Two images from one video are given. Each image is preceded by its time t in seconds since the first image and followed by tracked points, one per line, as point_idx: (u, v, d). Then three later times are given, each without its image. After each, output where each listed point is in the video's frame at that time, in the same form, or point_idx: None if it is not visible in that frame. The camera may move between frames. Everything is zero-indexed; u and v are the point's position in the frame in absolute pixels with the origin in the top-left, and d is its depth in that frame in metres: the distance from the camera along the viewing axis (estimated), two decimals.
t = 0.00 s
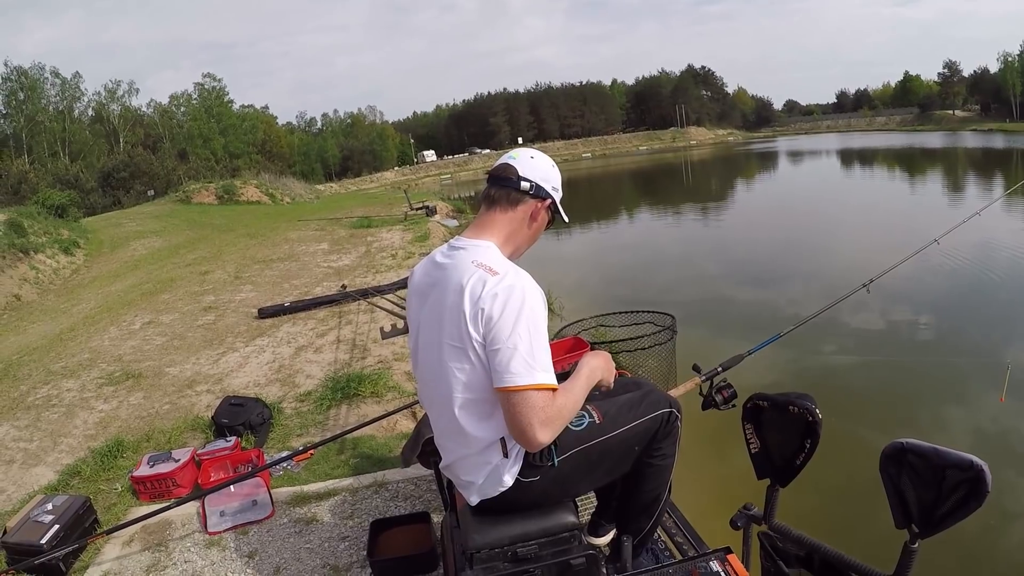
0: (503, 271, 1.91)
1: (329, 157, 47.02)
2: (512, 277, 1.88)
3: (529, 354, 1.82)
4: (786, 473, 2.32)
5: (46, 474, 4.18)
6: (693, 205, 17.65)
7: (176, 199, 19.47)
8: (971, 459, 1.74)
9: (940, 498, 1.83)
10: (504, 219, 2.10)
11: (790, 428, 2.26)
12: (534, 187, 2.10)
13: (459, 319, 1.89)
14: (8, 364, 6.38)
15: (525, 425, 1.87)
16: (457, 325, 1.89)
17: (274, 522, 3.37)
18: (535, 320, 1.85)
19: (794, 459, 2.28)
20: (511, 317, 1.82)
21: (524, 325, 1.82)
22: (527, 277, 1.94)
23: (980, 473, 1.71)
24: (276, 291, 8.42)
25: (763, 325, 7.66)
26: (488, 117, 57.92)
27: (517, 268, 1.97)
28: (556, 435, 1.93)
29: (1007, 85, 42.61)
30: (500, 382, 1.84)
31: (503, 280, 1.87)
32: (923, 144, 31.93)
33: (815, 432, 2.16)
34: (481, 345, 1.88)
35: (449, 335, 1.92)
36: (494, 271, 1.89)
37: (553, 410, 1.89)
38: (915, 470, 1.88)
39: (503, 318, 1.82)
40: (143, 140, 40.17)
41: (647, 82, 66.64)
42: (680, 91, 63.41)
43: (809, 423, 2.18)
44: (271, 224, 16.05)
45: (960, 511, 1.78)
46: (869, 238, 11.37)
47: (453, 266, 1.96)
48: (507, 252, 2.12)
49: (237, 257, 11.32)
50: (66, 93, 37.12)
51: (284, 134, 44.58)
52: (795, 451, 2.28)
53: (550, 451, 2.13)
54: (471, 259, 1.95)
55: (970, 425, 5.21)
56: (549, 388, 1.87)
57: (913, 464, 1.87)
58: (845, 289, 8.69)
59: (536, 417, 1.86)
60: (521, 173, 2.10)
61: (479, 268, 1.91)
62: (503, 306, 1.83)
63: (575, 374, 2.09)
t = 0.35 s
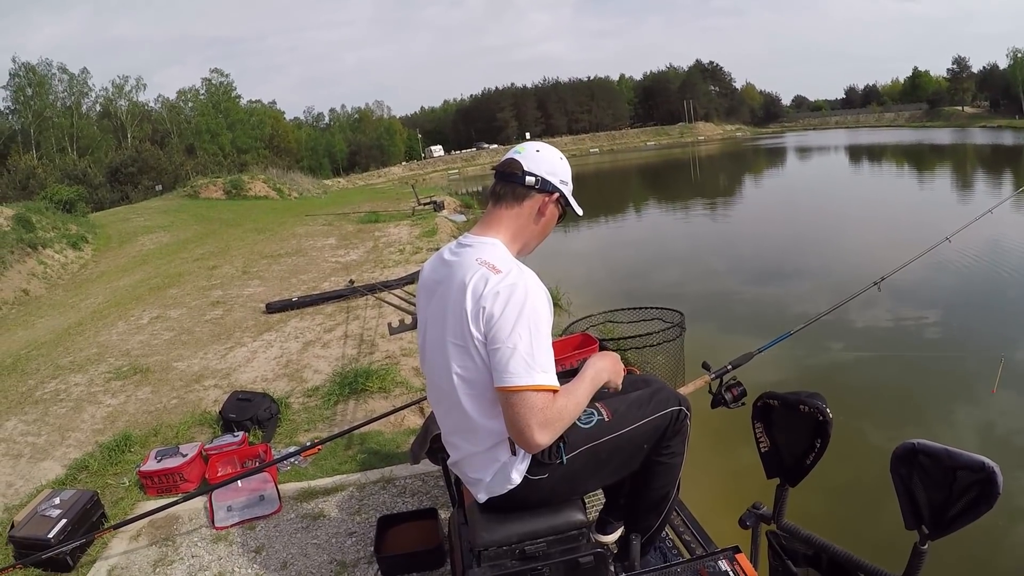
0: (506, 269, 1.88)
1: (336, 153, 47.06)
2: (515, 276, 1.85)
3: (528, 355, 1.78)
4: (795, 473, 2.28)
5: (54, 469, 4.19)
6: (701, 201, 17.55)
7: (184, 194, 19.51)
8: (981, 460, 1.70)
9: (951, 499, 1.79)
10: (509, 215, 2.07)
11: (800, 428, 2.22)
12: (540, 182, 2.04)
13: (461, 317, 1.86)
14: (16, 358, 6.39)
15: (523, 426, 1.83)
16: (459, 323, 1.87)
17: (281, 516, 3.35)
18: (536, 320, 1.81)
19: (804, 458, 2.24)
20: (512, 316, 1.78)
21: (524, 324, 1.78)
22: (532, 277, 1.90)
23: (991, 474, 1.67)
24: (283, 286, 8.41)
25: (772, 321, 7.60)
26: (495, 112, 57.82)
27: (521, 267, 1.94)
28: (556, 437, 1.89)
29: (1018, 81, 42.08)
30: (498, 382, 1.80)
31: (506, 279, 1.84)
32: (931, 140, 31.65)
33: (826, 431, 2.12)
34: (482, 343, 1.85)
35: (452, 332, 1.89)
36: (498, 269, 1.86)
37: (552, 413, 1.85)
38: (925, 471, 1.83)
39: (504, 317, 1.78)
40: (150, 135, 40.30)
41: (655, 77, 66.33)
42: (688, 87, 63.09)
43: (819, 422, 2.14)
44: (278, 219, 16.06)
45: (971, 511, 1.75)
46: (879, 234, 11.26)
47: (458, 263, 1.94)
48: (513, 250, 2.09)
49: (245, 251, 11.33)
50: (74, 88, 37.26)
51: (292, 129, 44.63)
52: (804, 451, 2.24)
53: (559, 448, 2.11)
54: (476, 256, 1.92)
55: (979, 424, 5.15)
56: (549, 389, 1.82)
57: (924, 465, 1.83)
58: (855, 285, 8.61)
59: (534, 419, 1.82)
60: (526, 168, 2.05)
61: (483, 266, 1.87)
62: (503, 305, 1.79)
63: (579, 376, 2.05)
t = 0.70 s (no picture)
0: (522, 279, 1.85)
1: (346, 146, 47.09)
2: (533, 288, 1.83)
3: (554, 367, 1.78)
4: (801, 481, 2.23)
5: (58, 456, 4.19)
6: (711, 203, 17.47)
7: (194, 184, 19.56)
8: (987, 471, 1.65)
9: (957, 509, 1.74)
10: (519, 218, 2.04)
11: (807, 435, 2.18)
12: (549, 184, 2.01)
13: (479, 328, 1.83)
14: (23, 343, 6.41)
15: (553, 437, 1.84)
16: (478, 334, 1.84)
17: (285, 511, 3.33)
18: (557, 331, 1.80)
19: (810, 465, 2.19)
20: (535, 329, 1.77)
21: (549, 337, 1.78)
22: (547, 285, 1.88)
23: (997, 485, 1.62)
24: (292, 278, 8.40)
25: (780, 326, 7.54)
26: (506, 110, 57.76)
27: (536, 276, 1.92)
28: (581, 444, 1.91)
29: None
30: (523, 393, 1.80)
31: (524, 290, 1.81)
32: (944, 147, 31.32)
33: (833, 439, 2.08)
34: (502, 355, 1.83)
35: (469, 343, 1.86)
36: (514, 279, 1.83)
37: (580, 421, 1.86)
38: (931, 481, 1.79)
39: (526, 330, 1.77)
40: (162, 124, 40.47)
41: (667, 78, 66.11)
42: (700, 89, 62.86)
43: (827, 430, 2.10)
44: (288, 211, 16.08)
45: (977, 522, 1.70)
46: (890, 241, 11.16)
47: (471, 270, 1.89)
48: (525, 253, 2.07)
49: (254, 243, 11.35)
50: (87, 74, 37.40)
51: (303, 121, 44.70)
52: (811, 458, 2.20)
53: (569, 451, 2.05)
54: (489, 264, 1.88)
55: (984, 434, 5.08)
56: (574, 398, 1.83)
57: (930, 475, 1.78)
58: (865, 292, 8.52)
59: (566, 427, 1.83)
60: (536, 170, 2.03)
61: (499, 275, 1.84)
62: (526, 317, 1.77)
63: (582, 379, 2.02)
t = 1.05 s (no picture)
0: (510, 286, 1.84)
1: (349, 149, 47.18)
2: (521, 293, 1.82)
3: (554, 369, 1.79)
4: (802, 486, 2.21)
5: (60, 462, 4.19)
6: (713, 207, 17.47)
7: (197, 188, 19.61)
8: (987, 475, 1.64)
9: (957, 513, 1.72)
10: (499, 227, 2.07)
11: (807, 440, 2.16)
12: (513, 184, 2.02)
13: (473, 339, 1.84)
14: (25, 349, 6.42)
15: (564, 437, 1.86)
16: (471, 344, 1.84)
17: (288, 517, 3.33)
18: (551, 333, 1.81)
19: (810, 470, 2.18)
20: (528, 334, 1.78)
21: (544, 339, 1.78)
22: (535, 289, 1.88)
23: (996, 489, 1.61)
24: (294, 284, 8.41)
25: (783, 329, 7.51)
26: (508, 114, 57.86)
27: (523, 279, 1.91)
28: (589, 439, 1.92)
29: None
30: (525, 399, 1.81)
31: (512, 297, 1.81)
32: (945, 150, 31.25)
33: (834, 444, 2.07)
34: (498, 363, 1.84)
35: (464, 354, 1.87)
36: (502, 288, 1.82)
37: (588, 416, 1.87)
38: (932, 485, 1.77)
39: (519, 337, 1.77)
40: (165, 128, 40.61)
41: (669, 83, 66.21)
42: (701, 93, 62.90)
43: (827, 435, 2.09)
44: (291, 216, 16.11)
45: (977, 526, 1.68)
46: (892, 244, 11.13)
47: (461, 283, 1.89)
48: (515, 260, 2.08)
49: (257, 248, 11.37)
50: (90, 78, 37.56)
51: (306, 125, 44.82)
52: (811, 463, 2.18)
53: (569, 459, 2.04)
54: (477, 275, 1.87)
55: (986, 437, 5.05)
56: (577, 396, 1.84)
57: (930, 479, 1.77)
58: (868, 295, 8.49)
59: (578, 423, 1.85)
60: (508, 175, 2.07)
61: (487, 285, 1.83)
62: (519, 324, 1.78)
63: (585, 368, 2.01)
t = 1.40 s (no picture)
0: (484, 286, 1.88)
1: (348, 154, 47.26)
2: (492, 293, 1.85)
3: (505, 374, 1.78)
4: (804, 484, 2.22)
5: (62, 468, 4.20)
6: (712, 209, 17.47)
7: (197, 194, 19.62)
8: (989, 472, 1.64)
9: (958, 510, 1.73)
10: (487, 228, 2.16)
11: (809, 438, 2.17)
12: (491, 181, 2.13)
13: (446, 335, 1.92)
14: (26, 355, 6.42)
15: (514, 446, 1.84)
16: (444, 340, 1.93)
17: (290, 521, 3.32)
18: (511, 338, 1.80)
19: (813, 469, 2.18)
20: (483, 336, 1.80)
21: (497, 343, 1.78)
22: (510, 293, 1.88)
23: (999, 485, 1.61)
24: (295, 288, 8.42)
25: (783, 330, 7.52)
26: (507, 117, 57.89)
27: (503, 281, 1.93)
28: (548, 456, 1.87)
29: None
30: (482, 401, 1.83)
31: (479, 298, 1.84)
32: (944, 150, 31.22)
33: (835, 442, 2.07)
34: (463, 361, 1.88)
35: (442, 349, 1.96)
36: (474, 288, 1.87)
37: (542, 431, 1.83)
38: (933, 482, 1.78)
39: (476, 337, 1.81)
40: (164, 134, 40.67)
41: (667, 85, 66.26)
42: (700, 95, 62.99)
43: (828, 433, 2.09)
44: (291, 220, 16.12)
45: (979, 523, 1.69)
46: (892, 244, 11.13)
47: (451, 279, 2.00)
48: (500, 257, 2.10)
49: (257, 253, 11.37)
50: (89, 85, 37.60)
51: (305, 130, 44.85)
52: (813, 462, 2.18)
53: (571, 461, 2.07)
54: (461, 272, 1.96)
55: (986, 436, 5.05)
56: (532, 407, 1.80)
57: (932, 477, 1.77)
58: (868, 296, 8.49)
59: (529, 434, 1.81)
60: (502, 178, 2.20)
61: (464, 283, 1.90)
62: (479, 322, 1.81)
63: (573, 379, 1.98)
